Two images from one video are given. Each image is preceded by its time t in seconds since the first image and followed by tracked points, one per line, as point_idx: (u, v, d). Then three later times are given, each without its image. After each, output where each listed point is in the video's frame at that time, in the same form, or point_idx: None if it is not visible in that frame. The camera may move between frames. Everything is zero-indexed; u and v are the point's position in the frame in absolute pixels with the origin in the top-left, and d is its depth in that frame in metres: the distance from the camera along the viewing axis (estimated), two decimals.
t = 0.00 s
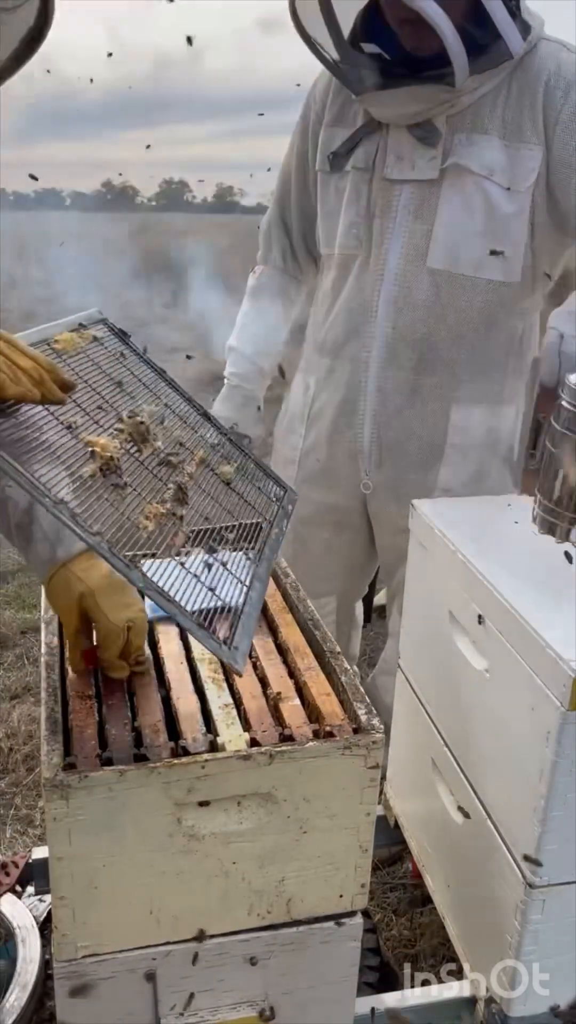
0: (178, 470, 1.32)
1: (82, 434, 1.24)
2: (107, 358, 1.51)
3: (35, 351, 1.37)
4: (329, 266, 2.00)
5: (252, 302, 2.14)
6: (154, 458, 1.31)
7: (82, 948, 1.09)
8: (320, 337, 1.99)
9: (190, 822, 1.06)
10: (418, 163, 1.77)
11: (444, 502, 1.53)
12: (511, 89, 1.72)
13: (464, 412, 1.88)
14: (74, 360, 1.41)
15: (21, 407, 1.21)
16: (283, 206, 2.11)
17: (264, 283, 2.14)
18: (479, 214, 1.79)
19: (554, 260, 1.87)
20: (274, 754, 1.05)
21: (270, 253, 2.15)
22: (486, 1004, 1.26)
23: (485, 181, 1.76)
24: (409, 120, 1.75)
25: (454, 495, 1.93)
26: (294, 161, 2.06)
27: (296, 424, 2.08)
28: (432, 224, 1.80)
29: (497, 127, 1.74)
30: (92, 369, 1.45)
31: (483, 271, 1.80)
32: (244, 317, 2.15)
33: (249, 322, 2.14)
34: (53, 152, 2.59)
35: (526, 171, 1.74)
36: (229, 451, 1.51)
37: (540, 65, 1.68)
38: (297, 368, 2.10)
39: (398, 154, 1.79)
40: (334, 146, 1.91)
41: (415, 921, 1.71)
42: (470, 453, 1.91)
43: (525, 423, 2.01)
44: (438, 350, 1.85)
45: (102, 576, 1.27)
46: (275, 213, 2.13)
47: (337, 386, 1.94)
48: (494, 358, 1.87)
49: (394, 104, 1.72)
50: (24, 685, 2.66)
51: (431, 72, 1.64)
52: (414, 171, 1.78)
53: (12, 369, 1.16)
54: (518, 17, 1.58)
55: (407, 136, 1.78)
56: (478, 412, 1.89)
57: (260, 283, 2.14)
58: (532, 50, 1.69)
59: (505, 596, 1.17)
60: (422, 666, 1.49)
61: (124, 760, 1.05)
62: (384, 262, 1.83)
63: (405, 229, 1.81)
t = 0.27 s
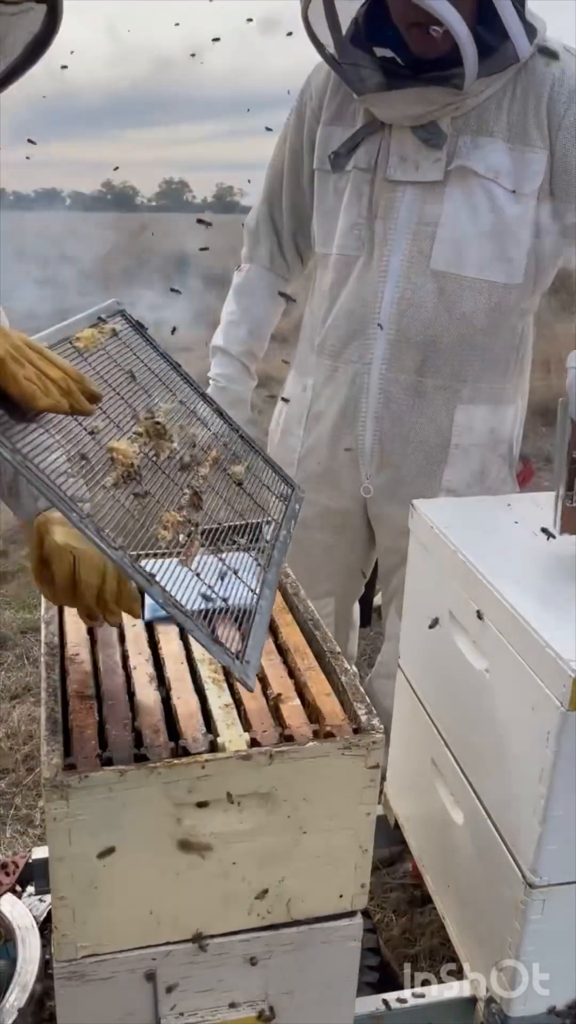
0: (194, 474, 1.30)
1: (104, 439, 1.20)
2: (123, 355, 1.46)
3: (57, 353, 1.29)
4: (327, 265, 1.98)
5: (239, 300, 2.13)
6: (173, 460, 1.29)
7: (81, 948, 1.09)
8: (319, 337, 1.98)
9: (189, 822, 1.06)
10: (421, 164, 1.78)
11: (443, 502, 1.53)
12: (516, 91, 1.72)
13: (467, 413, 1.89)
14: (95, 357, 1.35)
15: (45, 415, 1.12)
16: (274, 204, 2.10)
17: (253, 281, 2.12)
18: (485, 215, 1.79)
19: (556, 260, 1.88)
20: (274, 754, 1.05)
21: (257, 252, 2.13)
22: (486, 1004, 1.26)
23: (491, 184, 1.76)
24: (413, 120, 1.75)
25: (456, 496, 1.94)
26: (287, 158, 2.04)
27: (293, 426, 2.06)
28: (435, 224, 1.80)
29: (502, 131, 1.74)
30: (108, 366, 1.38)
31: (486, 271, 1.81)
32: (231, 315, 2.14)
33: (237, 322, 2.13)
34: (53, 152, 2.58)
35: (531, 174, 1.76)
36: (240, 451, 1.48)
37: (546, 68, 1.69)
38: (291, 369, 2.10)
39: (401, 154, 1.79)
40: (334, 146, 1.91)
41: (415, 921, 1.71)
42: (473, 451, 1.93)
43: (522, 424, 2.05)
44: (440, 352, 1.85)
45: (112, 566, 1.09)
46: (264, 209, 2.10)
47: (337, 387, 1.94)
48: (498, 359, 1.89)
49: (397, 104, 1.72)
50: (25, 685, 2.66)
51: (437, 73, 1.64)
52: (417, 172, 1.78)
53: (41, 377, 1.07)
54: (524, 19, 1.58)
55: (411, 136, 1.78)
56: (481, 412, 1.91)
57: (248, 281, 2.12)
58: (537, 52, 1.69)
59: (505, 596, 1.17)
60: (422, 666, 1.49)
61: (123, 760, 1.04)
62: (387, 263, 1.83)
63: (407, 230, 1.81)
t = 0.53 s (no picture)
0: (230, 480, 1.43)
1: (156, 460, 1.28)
2: (140, 385, 1.55)
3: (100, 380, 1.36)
4: (327, 264, 1.98)
5: (236, 299, 2.12)
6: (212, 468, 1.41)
7: (82, 948, 1.09)
8: (319, 336, 1.98)
9: (189, 822, 1.06)
10: (426, 163, 1.78)
11: (443, 502, 1.53)
12: (520, 91, 1.73)
13: (468, 413, 1.89)
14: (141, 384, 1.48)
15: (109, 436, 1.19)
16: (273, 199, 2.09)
17: (253, 280, 2.13)
18: (489, 216, 1.78)
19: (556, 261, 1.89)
20: (274, 754, 1.05)
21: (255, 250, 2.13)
22: (486, 1004, 1.26)
23: (494, 184, 1.76)
24: (417, 119, 1.75)
25: (458, 496, 1.94)
26: (287, 155, 2.04)
27: (292, 428, 2.06)
28: (438, 224, 1.80)
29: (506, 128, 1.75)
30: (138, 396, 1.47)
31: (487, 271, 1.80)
32: (228, 313, 2.13)
33: (234, 320, 2.12)
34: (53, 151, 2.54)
35: (535, 175, 1.76)
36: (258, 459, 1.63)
37: (550, 69, 1.69)
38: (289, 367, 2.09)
39: (404, 154, 1.79)
40: (336, 145, 1.90)
41: (415, 921, 1.71)
42: (474, 452, 1.92)
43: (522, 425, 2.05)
44: (442, 352, 1.86)
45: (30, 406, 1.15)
46: (262, 207, 2.09)
47: (338, 387, 1.94)
48: (498, 359, 1.88)
49: (401, 103, 1.72)
50: (25, 685, 2.66)
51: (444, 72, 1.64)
52: (420, 172, 1.79)
53: (120, 399, 1.16)
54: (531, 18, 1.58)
55: (415, 135, 1.78)
56: (481, 412, 1.90)
57: (246, 280, 2.12)
58: (543, 53, 1.70)
59: (505, 596, 1.17)
60: (422, 666, 1.49)
61: (124, 760, 1.05)
62: (389, 263, 1.83)
63: (409, 230, 1.82)
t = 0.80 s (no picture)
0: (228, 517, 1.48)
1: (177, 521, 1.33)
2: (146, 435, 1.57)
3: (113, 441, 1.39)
4: (329, 265, 1.98)
5: (242, 301, 2.14)
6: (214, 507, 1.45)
7: (81, 948, 1.09)
8: (321, 336, 1.98)
9: (189, 822, 1.06)
10: (425, 163, 1.78)
11: (443, 501, 1.53)
12: (519, 91, 1.72)
13: (468, 413, 1.89)
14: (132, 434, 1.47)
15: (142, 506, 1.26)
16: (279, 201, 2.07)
17: (257, 282, 2.14)
18: (488, 215, 1.79)
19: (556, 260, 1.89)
20: (274, 754, 1.05)
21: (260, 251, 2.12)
22: (485, 1004, 1.26)
23: (494, 184, 1.76)
24: (417, 119, 1.75)
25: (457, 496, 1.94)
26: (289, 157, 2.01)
27: (293, 426, 2.06)
28: (438, 224, 1.80)
29: (506, 128, 1.75)
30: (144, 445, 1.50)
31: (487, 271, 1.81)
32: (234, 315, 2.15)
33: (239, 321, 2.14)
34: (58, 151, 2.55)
35: (535, 174, 1.76)
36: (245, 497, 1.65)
37: (550, 68, 1.69)
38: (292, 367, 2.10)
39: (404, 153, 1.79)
40: (337, 145, 1.90)
41: (415, 921, 1.72)
42: (474, 452, 1.92)
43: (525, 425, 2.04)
44: (442, 351, 1.86)
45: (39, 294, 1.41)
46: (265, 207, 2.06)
47: (338, 387, 1.94)
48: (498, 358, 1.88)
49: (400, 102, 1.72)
50: (24, 685, 2.66)
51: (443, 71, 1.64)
52: (420, 171, 1.79)
53: (153, 476, 1.23)
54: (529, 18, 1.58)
55: (415, 135, 1.78)
56: (482, 412, 1.90)
57: (250, 282, 2.13)
58: (542, 52, 1.70)
59: (505, 596, 1.17)
60: (422, 667, 1.49)
61: (124, 760, 1.05)
62: (389, 263, 1.83)
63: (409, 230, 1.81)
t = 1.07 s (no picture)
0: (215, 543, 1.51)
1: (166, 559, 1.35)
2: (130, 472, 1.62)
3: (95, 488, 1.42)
4: (332, 265, 1.98)
5: (249, 302, 2.14)
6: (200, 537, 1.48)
7: (81, 948, 1.09)
8: (322, 337, 1.99)
9: (189, 822, 1.06)
10: (425, 163, 1.77)
11: (443, 502, 1.53)
12: (520, 91, 1.72)
13: (469, 413, 1.89)
14: (112, 478, 1.50)
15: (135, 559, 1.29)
16: (284, 201, 2.06)
17: (262, 283, 2.13)
18: (489, 215, 1.79)
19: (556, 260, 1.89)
20: (275, 754, 1.05)
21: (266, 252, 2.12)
22: (486, 1004, 1.26)
23: (495, 184, 1.76)
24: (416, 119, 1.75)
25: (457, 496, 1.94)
26: (294, 159, 2.03)
27: (296, 425, 2.07)
28: (438, 224, 1.80)
29: (507, 129, 1.75)
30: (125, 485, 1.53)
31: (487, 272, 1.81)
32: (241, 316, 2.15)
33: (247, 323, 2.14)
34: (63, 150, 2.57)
35: (535, 175, 1.76)
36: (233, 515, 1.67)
37: (550, 68, 1.69)
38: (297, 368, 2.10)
39: (404, 153, 1.79)
40: (338, 145, 1.90)
41: (415, 921, 1.72)
42: (474, 452, 1.92)
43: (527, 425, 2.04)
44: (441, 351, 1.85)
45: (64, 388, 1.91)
46: (272, 209, 2.07)
47: (338, 387, 1.94)
48: (498, 358, 1.88)
49: (400, 103, 1.72)
50: (24, 685, 2.66)
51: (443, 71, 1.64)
52: (420, 171, 1.78)
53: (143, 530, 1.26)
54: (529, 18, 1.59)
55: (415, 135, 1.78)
56: (483, 412, 1.90)
57: (256, 283, 2.13)
58: (542, 52, 1.70)
59: (505, 596, 1.17)
60: (422, 667, 1.49)
61: (124, 760, 1.04)
62: (389, 263, 1.83)
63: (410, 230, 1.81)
